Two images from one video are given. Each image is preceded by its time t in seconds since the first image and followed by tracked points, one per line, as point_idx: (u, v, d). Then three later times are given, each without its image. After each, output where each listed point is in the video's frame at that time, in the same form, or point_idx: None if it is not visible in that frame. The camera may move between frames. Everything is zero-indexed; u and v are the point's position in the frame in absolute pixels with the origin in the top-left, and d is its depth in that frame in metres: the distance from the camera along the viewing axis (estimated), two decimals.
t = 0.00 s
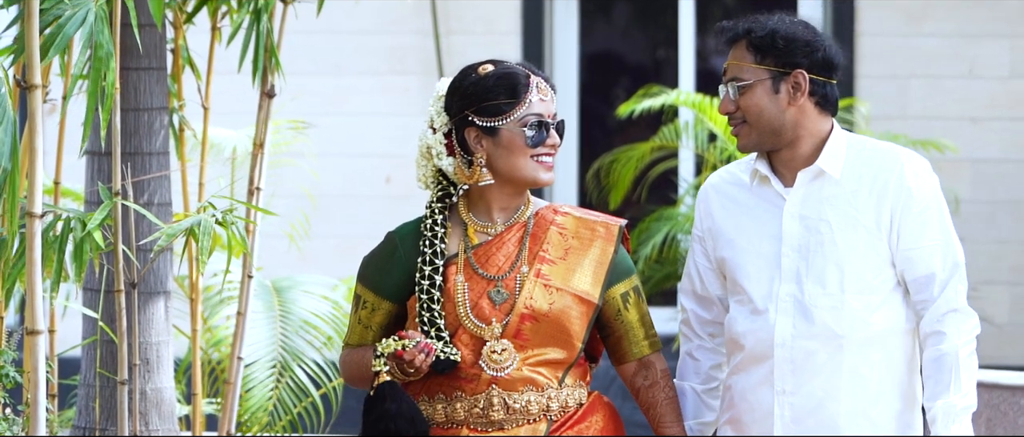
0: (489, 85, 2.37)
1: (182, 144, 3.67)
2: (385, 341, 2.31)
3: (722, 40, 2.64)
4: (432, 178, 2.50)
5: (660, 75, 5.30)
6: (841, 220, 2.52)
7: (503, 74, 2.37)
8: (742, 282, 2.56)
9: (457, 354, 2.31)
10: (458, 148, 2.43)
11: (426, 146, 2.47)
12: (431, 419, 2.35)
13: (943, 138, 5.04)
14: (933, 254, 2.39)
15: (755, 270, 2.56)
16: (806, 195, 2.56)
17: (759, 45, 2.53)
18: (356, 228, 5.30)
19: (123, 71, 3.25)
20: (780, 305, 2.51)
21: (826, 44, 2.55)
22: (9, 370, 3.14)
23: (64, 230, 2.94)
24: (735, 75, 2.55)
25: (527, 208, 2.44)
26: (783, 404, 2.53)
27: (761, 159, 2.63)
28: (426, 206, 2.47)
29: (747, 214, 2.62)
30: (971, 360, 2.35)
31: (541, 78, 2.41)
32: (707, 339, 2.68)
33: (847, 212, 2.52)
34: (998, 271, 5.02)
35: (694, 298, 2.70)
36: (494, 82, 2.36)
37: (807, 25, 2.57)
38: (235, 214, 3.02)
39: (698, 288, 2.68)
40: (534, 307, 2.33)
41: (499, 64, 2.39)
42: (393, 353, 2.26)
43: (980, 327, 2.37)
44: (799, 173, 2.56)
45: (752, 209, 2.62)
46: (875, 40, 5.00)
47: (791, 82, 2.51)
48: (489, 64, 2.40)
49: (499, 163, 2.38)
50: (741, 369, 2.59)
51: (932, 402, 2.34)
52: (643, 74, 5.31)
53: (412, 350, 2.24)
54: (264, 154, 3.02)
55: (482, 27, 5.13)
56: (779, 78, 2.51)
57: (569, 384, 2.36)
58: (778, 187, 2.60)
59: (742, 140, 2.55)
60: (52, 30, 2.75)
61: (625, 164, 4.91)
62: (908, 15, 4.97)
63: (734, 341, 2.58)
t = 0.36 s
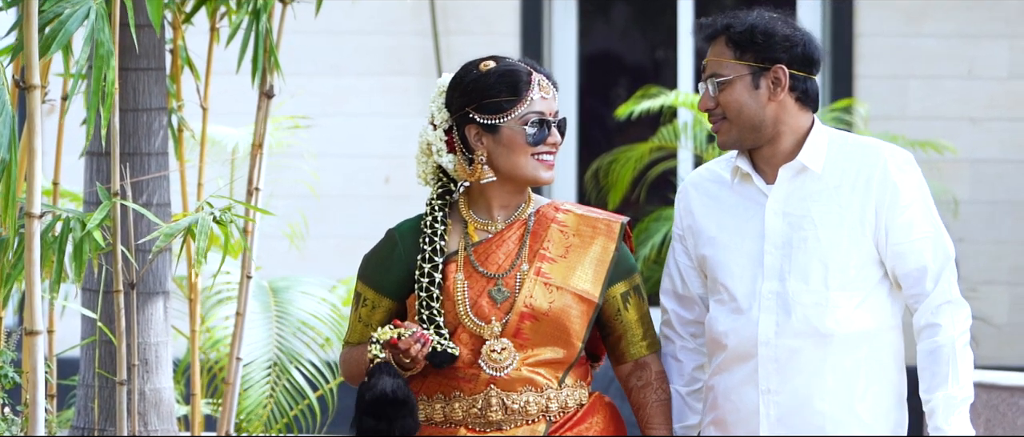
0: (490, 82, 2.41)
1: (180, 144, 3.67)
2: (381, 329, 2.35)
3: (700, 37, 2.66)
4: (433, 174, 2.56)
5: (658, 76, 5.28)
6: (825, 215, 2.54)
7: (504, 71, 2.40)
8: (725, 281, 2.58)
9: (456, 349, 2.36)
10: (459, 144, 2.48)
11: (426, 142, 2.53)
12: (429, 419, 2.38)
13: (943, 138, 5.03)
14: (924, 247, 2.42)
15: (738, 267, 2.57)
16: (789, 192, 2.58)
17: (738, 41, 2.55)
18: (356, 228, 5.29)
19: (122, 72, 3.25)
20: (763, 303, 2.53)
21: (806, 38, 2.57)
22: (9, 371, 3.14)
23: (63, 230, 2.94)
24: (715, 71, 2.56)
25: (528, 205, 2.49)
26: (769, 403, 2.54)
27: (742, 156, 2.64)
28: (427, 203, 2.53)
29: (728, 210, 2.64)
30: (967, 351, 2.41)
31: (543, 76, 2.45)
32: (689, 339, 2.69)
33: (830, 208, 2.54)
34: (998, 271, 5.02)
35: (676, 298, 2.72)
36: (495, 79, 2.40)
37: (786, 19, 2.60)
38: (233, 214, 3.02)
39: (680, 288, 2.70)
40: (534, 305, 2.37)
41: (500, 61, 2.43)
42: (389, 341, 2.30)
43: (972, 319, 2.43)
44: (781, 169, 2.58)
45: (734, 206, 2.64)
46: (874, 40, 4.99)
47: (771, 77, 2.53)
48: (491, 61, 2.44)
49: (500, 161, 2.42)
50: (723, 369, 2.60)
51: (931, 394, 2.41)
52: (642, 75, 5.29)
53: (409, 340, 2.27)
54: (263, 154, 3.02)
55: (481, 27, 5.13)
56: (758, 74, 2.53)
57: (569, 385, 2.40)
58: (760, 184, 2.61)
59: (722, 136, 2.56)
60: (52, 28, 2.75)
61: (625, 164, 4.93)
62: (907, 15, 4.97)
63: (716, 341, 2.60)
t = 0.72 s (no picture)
0: (485, 80, 2.44)
1: (179, 145, 3.66)
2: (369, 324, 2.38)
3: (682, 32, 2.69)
4: (429, 173, 2.60)
5: (657, 77, 5.25)
6: (810, 212, 2.55)
7: (500, 69, 2.43)
8: (709, 278, 2.59)
9: (449, 349, 2.40)
10: (454, 142, 2.52)
11: (422, 139, 2.57)
12: (424, 419, 2.43)
13: (942, 139, 5.02)
14: (911, 244, 2.44)
15: (722, 265, 2.59)
16: (773, 188, 2.60)
17: (721, 36, 2.59)
18: (356, 228, 5.29)
19: (120, 72, 3.24)
20: (747, 301, 2.54)
21: (788, 35, 2.63)
22: (7, 371, 3.14)
23: (61, 229, 2.93)
24: (697, 67, 2.60)
25: (524, 204, 2.53)
26: (755, 402, 2.54)
27: (726, 152, 2.68)
28: (423, 202, 2.57)
29: (712, 209, 2.65)
30: (955, 347, 2.44)
31: (538, 73, 2.48)
32: (679, 338, 2.70)
33: (815, 204, 2.56)
34: (996, 272, 5.02)
35: (665, 299, 2.73)
36: (490, 76, 2.44)
37: (769, 15, 2.65)
38: (230, 214, 3.02)
39: (669, 288, 2.72)
40: (528, 306, 2.41)
41: (496, 58, 2.46)
42: (375, 337, 2.34)
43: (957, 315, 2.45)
44: (764, 165, 2.61)
45: (718, 203, 2.66)
46: (873, 40, 4.99)
47: (753, 72, 2.57)
48: (486, 58, 2.47)
49: (495, 159, 2.46)
50: (709, 369, 2.60)
51: (922, 393, 2.43)
52: (640, 76, 5.27)
53: (398, 337, 2.33)
54: (262, 155, 3.02)
55: (480, 28, 5.13)
56: (740, 70, 2.57)
57: (566, 387, 2.44)
58: (743, 180, 2.64)
59: (704, 132, 2.60)
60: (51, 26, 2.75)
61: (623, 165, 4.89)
62: (906, 15, 4.97)
63: (701, 340, 2.60)
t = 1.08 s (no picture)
0: (475, 80, 2.44)
1: (178, 145, 3.66)
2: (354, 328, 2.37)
3: (666, 31, 2.66)
4: (421, 174, 2.59)
5: (657, 77, 5.25)
6: (794, 212, 2.54)
7: (490, 69, 2.43)
8: (695, 282, 2.59)
9: (438, 352, 2.40)
10: (445, 143, 2.51)
11: (412, 141, 2.56)
12: (418, 421, 2.44)
13: (941, 139, 5.02)
14: (895, 244, 2.43)
15: (708, 268, 2.58)
16: (757, 189, 2.58)
17: (705, 37, 2.56)
18: (355, 228, 5.28)
19: (120, 72, 3.24)
20: (733, 304, 2.53)
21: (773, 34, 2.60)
22: (6, 372, 3.14)
23: (61, 229, 2.93)
24: (682, 67, 2.57)
25: (517, 204, 2.52)
26: (743, 405, 2.53)
27: (710, 154, 2.65)
28: (415, 204, 2.57)
29: (698, 209, 2.64)
30: (940, 348, 2.42)
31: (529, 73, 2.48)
32: (670, 339, 2.67)
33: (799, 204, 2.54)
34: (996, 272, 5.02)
35: (655, 300, 2.71)
36: (480, 76, 2.44)
37: (754, 14, 2.61)
38: (228, 215, 3.02)
39: (659, 290, 2.69)
40: (519, 309, 2.40)
41: (486, 58, 2.46)
42: (360, 340, 2.33)
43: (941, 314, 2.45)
44: (748, 166, 2.58)
45: (704, 205, 2.64)
46: (873, 40, 4.99)
47: (739, 73, 2.54)
48: (477, 58, 2.47)
49: (485, 159, 2.45)
50: (697, 373, 2.60)
51: (908, 395, 2.42)
52: (640, 76, 5.26)
53: (383, 341, 2.32)
54: (262, 156, 3.02)
55: (480, 28, 5.13)
56: (726, 70, 2.53)
57: (561, 391, 2.43)
58: (727, 182, 2.61)
59: (689, 133, 2.57)
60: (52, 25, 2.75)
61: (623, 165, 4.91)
62: (906, 15, 4.96)
63: (689, 343, 2.59)
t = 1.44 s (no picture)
0: (460, 83, 2.44)
1: (178, 145, 3.66)
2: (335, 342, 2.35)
3: (654, 36, 2.66)
4: (409, 181, 2.59)
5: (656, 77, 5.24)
6: (784, 216, 2.53)
7: (474, 72, 2.43)
8: (686, 288, 2.59)
9: (423, 363, 2.39)
10: (431, 149, 2.51)
11: (399, 148, 2.56)
12: (406, 429, 2.44)
13: (941, 140, 5.02)
14: (884, 247, 2.40)
15: (698, 274, 2.58)
16: (746, 193, 2.58)
17: (692, 40, 2.55)
18: (355, 228, 5.28)
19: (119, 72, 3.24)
20: (723, 309, 2.53)
21: (762, 36, 2.59)
22: (5, 372, 3.13)
23: (60, 229, 2.93)
24: (669, 71, 2.56)
25: (506, 209, 2.51)
26: (735, 412, 2.53)
27: (700, 158, 2.65)
28: (403, 211, 2.55)
29: (689, 215, 2.64)
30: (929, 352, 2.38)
31: (515, 77, 2.47)
32: (664, 344, 2.69)
33: (789, 208, 2.53)
34: (995, 273, 5.02)
35: (648, 306, 2.72)
36: (465, 80, 2.43)
37: (741, 17, 2.61)
38: (228, 217, 3.02)
39: (651, 296, 2.71)
40: (509, 317, 2.39)
41: (471, 61, 2.46)
42: (341, 357, 2.31)
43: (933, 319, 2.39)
44: (737, 170, 2.58)
45: (696, 211, 2.64)
46: (873, 41, 4.99)
47: (726, 75, 2.53)
48: (462, 62, 2.47)
49: (471, 164, 2.45)
50: (688, 379, 2.60)
51: (896, 400, 2.37)
52: (639, 76, 5.25)
53: (365, 355, 2.32)
54: (261, 156, 3.02)
55: (479, 29, 5.13)
56: (713, 73, 2.53)
57: (551, 400, 2.42)
58: (717, 187, 2.62)
59: (678, 137, 2.56)
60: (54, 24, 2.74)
61: (623, 165, 4.87)
62: (906, 16, 4.96)
63: (680, 348, 2.60)
